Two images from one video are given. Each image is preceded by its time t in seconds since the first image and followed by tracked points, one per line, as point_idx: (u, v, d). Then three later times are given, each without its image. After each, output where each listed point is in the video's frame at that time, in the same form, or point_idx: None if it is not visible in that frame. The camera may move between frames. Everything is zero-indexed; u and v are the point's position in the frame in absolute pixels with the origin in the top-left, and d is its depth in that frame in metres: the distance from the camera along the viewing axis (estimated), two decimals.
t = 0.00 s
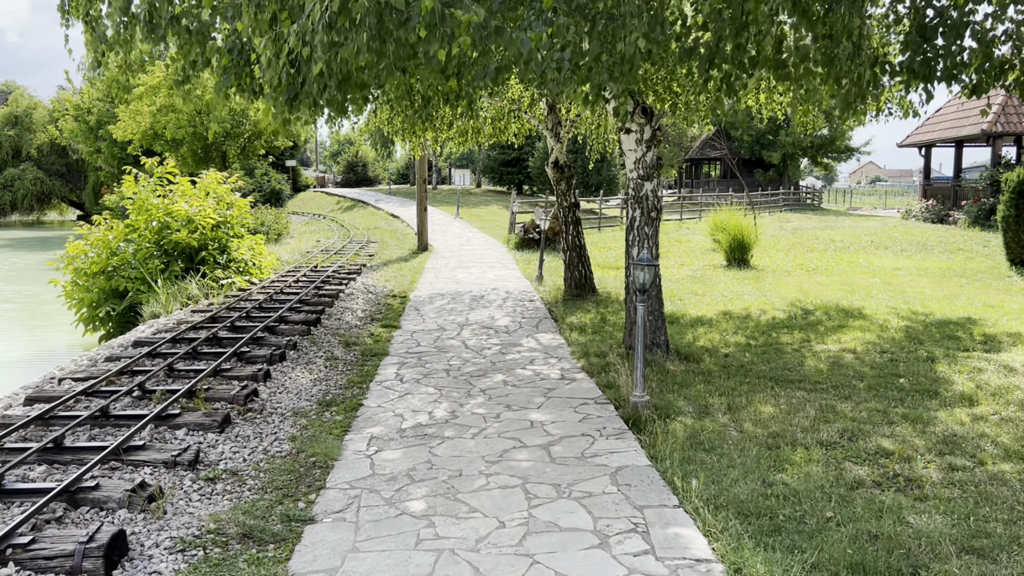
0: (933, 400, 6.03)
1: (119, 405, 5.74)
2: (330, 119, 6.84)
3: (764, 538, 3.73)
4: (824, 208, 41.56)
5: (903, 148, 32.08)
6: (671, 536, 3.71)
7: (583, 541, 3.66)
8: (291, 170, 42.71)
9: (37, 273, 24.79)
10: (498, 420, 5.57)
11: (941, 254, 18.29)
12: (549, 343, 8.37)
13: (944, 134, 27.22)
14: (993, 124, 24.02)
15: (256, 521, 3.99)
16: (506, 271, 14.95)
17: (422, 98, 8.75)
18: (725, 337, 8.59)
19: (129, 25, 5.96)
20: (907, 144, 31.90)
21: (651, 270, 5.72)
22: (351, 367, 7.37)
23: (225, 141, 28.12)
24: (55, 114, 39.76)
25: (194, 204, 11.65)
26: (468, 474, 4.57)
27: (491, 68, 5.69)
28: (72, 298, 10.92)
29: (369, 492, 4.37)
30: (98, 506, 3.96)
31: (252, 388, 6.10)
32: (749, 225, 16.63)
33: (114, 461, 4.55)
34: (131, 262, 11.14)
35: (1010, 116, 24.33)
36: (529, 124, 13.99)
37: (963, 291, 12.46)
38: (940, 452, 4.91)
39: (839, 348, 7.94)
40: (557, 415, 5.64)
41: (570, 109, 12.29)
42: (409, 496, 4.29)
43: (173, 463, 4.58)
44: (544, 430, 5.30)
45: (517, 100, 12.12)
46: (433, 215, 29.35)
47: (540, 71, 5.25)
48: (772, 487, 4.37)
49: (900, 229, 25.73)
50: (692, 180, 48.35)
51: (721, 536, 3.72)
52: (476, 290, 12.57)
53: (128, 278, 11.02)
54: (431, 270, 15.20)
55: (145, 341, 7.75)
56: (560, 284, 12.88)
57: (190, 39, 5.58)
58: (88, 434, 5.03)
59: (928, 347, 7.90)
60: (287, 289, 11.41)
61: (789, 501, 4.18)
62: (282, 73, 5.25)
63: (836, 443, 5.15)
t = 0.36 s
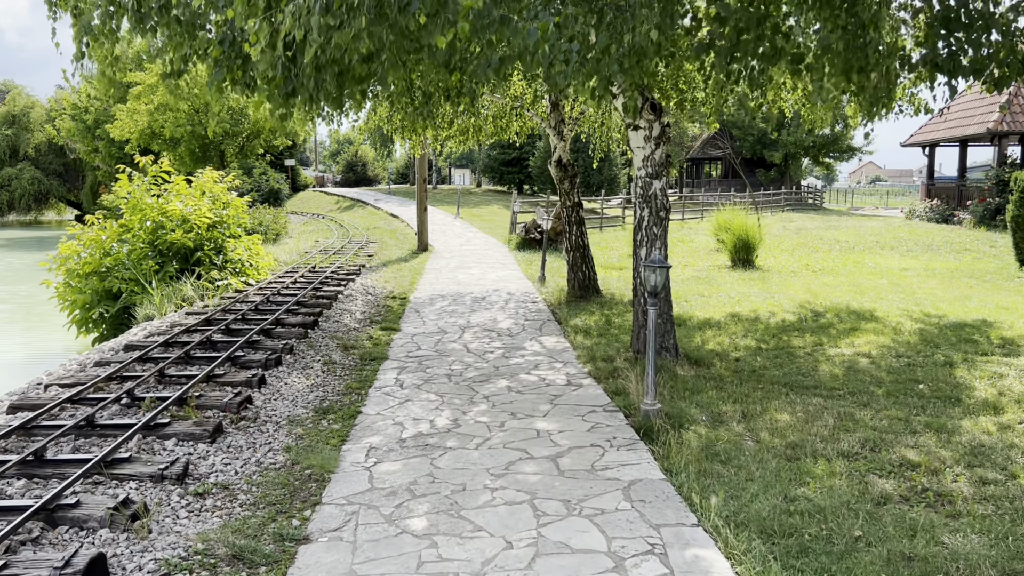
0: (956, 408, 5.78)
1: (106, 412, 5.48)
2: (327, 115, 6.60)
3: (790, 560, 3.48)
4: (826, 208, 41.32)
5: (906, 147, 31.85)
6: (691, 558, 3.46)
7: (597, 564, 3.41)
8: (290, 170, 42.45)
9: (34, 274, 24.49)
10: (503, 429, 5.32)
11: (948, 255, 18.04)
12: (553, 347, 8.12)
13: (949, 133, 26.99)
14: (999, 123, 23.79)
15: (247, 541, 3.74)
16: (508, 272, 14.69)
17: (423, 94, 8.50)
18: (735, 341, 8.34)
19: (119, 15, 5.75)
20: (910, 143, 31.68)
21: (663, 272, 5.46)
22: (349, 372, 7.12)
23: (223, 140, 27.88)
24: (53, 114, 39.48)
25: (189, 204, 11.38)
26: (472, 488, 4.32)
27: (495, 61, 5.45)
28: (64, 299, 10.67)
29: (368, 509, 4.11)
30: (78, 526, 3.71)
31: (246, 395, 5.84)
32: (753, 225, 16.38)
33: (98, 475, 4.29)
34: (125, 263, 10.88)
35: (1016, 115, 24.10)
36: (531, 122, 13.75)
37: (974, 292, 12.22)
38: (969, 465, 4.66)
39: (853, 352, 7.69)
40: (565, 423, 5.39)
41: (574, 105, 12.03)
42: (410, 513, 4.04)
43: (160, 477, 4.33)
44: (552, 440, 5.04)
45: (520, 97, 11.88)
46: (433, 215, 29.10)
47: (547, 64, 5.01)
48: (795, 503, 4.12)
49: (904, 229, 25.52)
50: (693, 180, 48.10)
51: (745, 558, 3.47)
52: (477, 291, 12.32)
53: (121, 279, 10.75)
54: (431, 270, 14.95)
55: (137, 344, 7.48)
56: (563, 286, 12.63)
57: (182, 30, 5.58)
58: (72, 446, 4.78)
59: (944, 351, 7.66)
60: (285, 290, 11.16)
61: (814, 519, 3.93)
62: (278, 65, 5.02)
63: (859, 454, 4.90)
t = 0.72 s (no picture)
0: (983, 420, 5.54)
1: (95, 425, 5.22)
2: (327, 114, 6.37)
3: None
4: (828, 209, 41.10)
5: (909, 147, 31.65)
6: None
7: None
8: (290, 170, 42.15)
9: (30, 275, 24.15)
10: (511, 444, 5.08)
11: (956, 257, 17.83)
12: (559, 354, 7.88)
13: (954, 133, 26.80)
14: (1005, 123, 23.59)
15: (241, 569, 3.51)
16: (511, 274, 14.45)
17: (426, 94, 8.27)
18: (746, 347, 8.11)
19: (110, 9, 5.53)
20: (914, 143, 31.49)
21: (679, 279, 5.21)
22: (349, 381, 6.87)
23: (222, 140, 27.63)
24: (51, 113, 39.14)
25: (186, 205, 11.12)
26: (480, 509, 4.08)
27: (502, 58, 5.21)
28: (57, 303, 10.35)
29: (370, 532, 3.87)
30: (60, 554, 3.47)
31: (242, 407, 5.59)
32: (759, 227, 16.15)
33: (84, 496, 4.05)
34: (120, 265, 10.60)
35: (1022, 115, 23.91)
36: (533, 122, 13.53)
37: (987, 296, 12.00)
38: (1003, 483, 4.44)
39: (870, 359, 7.46)
40: (575, 437, 5.15)
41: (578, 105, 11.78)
42: (415, 536, 3.80)
43: (149, 498, 4.08)
44: (562, 455, 4.81)
45: (523, 96, 11.64)
46: (433, 216, 28.85)
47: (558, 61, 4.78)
48: (823, 525, 3.89)
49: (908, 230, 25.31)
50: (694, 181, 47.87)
51: None
52: (479, 295, 12.08)
53: (116, 283, 10.48)
54: (432, 273, 14.71)
55: (130, 351, 7.21)
56: (567, 289, 12.39)
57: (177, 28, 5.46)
58: (58, 463, 4.53)
59: (963, 358, 7.44)
60: (283, 293, 10.91)
61: (845, 543, 3.70)
62: (275, 62, 4.77)
63: (885, 471, 4.67)
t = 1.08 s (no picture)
0: (1007, 429, 5.32)
1: (81, 434, 4.99)
2: (325, 111, 6.15)
3: None
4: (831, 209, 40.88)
5: (913, 147, 31.42)
6: None
7: None
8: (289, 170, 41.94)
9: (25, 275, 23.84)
10: (516, 454, 4.86)
11: (963, 257, 17.62)
12: (564, 357, 7.66)
13: (959, 132, 26.59)
14: (1011, 123, 23.36)
15: None
16: (512, 275, 14.23)
17: (427, 90, 8.04)
18: (756, 351, 7.89)
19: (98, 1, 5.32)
20: (917, 143, 31.27)
21: (691, 282, 4.98)
22: (347, 386, 6.64)
23: (220, 139, 27.41)
24: (48, 113, 38.88)
25: (181, 204, 10.88)
26: (484, 525, 3.86)
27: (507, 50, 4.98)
28: (50, 304, 10.14)
29: (368, 551, 3.65)
30: None
31: (235, 415, 5.36)
32: (764, 227, 15.94)
33: (64, 513, 3.82)
34: (113, 266, 10.37)
35: None
36: (536, 121, 13.31)
37: (997, 297, 11.79)
38: None
39: (884, 364, 7.24)
40: (583, 447, 4.92)
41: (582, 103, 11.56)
42: (415, 556, 3.58)
43: (133, 514, 3.86)
44: (570, 467, 4.58)
45: (525, 94, 11.42)
46: (433, 216, 28.62)
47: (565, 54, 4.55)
48: (849, 544, 3.66)
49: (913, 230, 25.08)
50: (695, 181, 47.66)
51: None
52: (481, 296, 11.86)
53: (110, 284, 10.23)
54: (433, 274, 14.49)
55: (121, 355, 6.97)
56: (570, 290, 12.17)
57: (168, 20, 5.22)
58: (39, 476, 4.30)
59: (981, 362, 7.22)
60: (280, 295, 10.67)
61: (873, 565, 3.47)
62: (268, 54, 4.55)
63: (910, 483, 4.45)
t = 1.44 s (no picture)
0: None
1: (61, 454, 4.71)
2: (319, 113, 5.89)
3: None
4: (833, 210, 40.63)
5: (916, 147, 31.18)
6: None
7: None
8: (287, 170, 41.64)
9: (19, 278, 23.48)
10: (519, 475, 4.60)
11: (970, 260, 17.38)
12: (567, 367, 7.39)
13: (963, 133, 26.35)
14: (1017, 123, 23.11)
15: None
16: (512, 279, 13.98)
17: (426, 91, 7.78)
18: (765, 361, 7.64)
19: None
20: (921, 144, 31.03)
21: (703, 293, 4.72)
22: (343, 399, 6.39)
23: (218, 140, 27.13)
24: (45, 113, 38.53)
25: (174, 208, 10.59)
26: (486, 557, 3.60)
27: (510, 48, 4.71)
28: (39, 311, 9.75)
29: None
30: None
31: (223, 432, 5.09)
32: (769, 229, 15.69)
33: (34, 546, 3.57)
34: (104, 271, 10.04)
35: None
36: (537, 122, 13.06)
37: (1009, 302, 11.55)
38: None
39: (899, 375, 6.99)
40: (590, 468, 4.67)
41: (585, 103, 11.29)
42: None
43: (109, 546, 3.61)
44: (576, 490, 4.33)
45: (526, 95, 11.16)
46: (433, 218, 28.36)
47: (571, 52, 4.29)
48: None
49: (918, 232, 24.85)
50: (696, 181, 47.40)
51: None
52: (481, 301, 11.61)
53: (100, 290, 9.92)
54: (432, 277, 14.23)
55: (108, 366, 6.66)
56: (572, 295, 11.92)
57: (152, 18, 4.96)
58: (12, 503, 4.04)
59: (999, 372, 6.98)
60: (275, 300, 10.41)
61: None
62: (257, 52, 4.28)
63: (937, 508, 4.20)
